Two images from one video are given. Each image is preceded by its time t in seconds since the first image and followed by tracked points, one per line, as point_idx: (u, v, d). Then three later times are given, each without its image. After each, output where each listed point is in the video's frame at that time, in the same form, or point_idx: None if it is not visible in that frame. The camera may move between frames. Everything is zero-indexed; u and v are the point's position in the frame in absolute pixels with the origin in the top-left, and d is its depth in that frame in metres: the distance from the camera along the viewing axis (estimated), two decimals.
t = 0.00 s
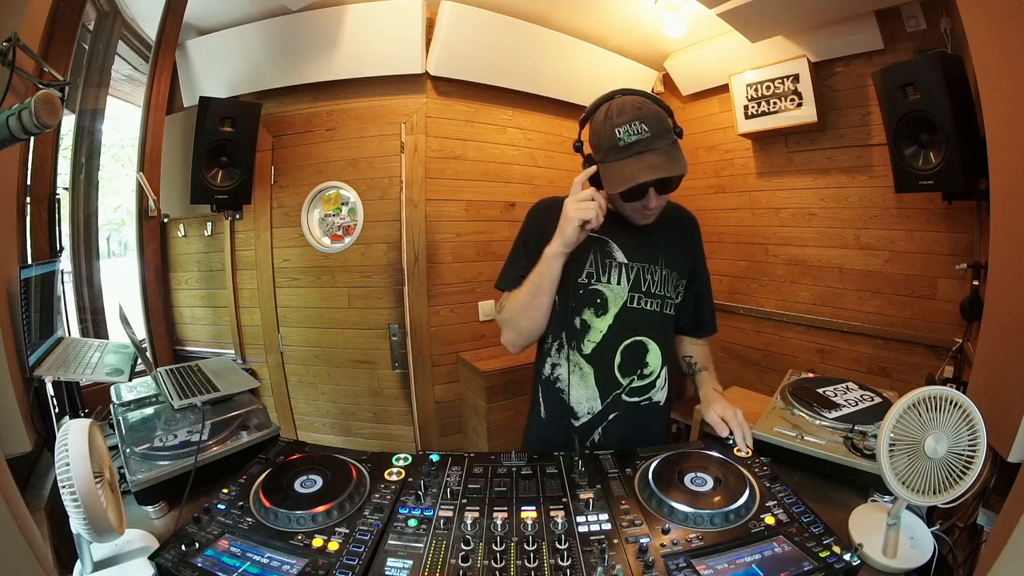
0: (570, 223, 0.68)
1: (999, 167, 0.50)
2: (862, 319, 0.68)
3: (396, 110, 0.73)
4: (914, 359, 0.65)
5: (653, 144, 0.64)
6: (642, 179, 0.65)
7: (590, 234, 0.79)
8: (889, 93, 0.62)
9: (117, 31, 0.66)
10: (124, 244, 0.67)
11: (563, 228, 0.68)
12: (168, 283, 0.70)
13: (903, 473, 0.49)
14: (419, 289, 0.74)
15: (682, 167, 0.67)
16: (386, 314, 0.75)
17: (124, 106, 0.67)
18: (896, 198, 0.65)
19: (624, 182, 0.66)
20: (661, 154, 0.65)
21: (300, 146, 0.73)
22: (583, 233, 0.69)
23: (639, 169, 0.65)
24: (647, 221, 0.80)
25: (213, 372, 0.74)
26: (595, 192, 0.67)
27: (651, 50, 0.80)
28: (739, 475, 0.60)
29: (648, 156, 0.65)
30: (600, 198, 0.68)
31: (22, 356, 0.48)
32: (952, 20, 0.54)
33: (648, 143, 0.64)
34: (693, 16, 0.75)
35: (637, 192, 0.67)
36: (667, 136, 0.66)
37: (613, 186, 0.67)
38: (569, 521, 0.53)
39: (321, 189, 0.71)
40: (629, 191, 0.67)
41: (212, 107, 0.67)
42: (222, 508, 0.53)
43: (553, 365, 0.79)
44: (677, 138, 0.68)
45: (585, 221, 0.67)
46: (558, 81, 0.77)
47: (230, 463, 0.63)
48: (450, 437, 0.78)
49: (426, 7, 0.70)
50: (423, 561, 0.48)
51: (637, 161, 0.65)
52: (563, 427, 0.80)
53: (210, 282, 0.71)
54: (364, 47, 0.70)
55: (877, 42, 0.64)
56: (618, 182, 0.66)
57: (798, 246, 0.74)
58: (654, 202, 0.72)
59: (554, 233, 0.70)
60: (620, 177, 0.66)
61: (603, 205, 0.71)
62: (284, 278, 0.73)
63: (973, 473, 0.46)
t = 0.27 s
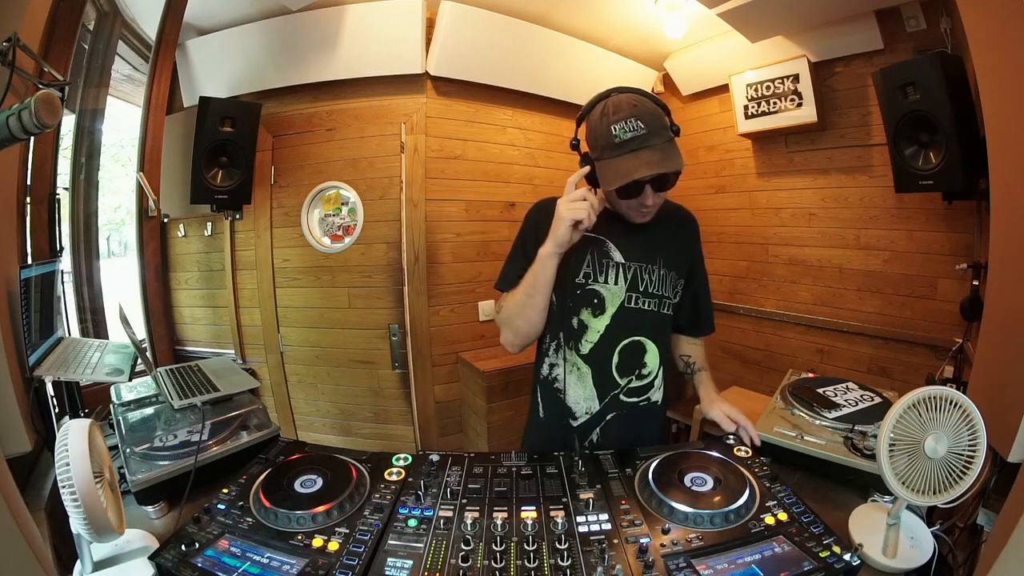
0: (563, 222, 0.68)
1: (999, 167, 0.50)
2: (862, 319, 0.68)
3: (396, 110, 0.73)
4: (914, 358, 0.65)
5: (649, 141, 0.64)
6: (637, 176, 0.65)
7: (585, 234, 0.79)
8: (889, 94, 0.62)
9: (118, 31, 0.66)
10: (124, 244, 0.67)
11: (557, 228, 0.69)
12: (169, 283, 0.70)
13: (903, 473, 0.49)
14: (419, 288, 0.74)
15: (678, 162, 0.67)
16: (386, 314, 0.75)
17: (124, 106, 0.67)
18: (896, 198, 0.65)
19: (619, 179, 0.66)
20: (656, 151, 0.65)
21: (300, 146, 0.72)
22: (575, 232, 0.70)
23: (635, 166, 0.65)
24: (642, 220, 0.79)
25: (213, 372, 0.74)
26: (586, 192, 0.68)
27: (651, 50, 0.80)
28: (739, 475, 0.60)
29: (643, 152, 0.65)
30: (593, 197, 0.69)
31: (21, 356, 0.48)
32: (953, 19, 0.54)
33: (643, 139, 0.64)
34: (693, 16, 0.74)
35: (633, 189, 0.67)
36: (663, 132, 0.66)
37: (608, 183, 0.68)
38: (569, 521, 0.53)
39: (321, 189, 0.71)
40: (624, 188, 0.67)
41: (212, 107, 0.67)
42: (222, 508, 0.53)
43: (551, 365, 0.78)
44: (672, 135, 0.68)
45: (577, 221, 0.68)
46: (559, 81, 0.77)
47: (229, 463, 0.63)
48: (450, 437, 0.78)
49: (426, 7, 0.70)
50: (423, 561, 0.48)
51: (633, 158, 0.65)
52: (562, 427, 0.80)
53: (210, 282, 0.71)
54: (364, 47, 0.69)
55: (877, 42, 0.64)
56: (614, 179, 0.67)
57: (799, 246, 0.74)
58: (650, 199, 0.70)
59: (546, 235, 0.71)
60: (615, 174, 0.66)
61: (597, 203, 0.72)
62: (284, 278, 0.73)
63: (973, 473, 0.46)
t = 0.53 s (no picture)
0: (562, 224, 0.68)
1: (999, 167, 0.50)
2: (861, 319, 0.68)
3: (396, 110, 0.73)
4: (914, 358, 0.65)
5: (648, 141, 0.64)
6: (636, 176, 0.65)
7: (584, 234, 0.79)
8: (889, 93, 0.62)
9: (117, 31, 0.66)
10: (124, 244, 0.67)
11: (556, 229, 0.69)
12: (169, 283, 0.70)
13: (903, 472, 0.49)
14: (419, 288, 0.74)
15: (678, 162, 0.67)
16: (386, 314, 0.75)
17: (124, 106, 0.67)
18: (896, 198, 0.65)
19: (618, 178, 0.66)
20: (655, 151, 0.65)
21: (300, 146, 0.72)
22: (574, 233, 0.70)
23: (633, 166, 0.65)
24: (642, 220, 0.79)
25: (213, 372, 0.74)
26: (586, 192, 0.68)
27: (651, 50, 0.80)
28: (739, 475, 0.60)
29: (642, 152, 0.65)
30: (592, 198, 0.69)
31: (21, 356, 0.48)
32: (953, 19, 0.54)
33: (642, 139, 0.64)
34: (693, 16, 0.74)
35: (632, 189, 0.67)
36: (663, 131, 0.66)
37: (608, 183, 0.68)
38: (569, 521, 0.53)
39: (321, 189, 0.71)
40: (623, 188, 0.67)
41: (212, 108, 0.67)
42: (222, 508, 0.53)
43: (551, 365, 0.78)
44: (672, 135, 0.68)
45: (576, 222, 0.68)
46: (559, 81, 0.77)
47: (230, 463, 0.63)
48: (450, 437, 0.78)
49: (426, 7, 0.70)
50: (423, 560, 0.48)
51: (633, 158, 0.65)
52: (561, 427, 0.80)
53: (210, 282, 0.71)
54: (364, 47, 0.69)
55: (877, 42, 0.64)
56: (613, 178, 0.67)
57: (799, 246, 0.74)
58: (650, 199, 0.70)
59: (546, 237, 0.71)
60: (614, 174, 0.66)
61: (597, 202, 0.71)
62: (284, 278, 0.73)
63: (973, 472, 0.46)
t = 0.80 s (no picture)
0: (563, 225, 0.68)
1: (999, 166, 0.50)
2: (861, 319, 0.68)
3: (396, 110, 0.73)
4: (914, 358, 0.65)
5: (649, 141, 0.64)
6: (637, 176, 0.65)
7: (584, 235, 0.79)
8: (889, 94, 0.62)
9: (117, 31, 0.66)
10: (124, 244, 0.67)
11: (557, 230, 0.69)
12: (169, 283, 0.70)
13: (903, 472, 0.49)
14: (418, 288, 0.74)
15: (679, 163, 0.67)
16: (386, 314, 0.75)
17: (124, 106, 0.67)
18: (896, 198, 0.65)
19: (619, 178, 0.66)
20: (657, 151, 0.65)
21: (300, 145, 0.72)
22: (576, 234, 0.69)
23: (634, 166, 0.65)
24: (642, 220, 0.79)
25: (213, 372, 0.74)
26: (586, 193, 0.68)
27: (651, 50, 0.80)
28: (739, 475, 0.60)
29: (643, 152, 0.65)
30: (593, 198, 0.69)
31: (22, 356, 0.48)
32: (953, 19, 0.55)
33: (644, 139, 0.64)
34: (693, 16, 0.74)
35: (632, 189, 0.67)
36: (665, 130, 0.65)
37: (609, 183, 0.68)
38: (569, 521, 0.53)
39: (321, 189, 0.71)
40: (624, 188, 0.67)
41: (212, 107, 0.67)
42: (222, 508, 0.53)
43: (552, 365, 0.78)
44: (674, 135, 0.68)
45: (577, 223, 0.68)
46: (559, 81, 0.77)
47: (229, 464, 0.63)
48: (450, 437, 0.78)
49: (426, 7, 0.70)
50: (423, 561, 0.48)
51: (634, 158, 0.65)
52: (562, 428, 0.80)
53: (210, 282, 0.71)
54: (364, 47, 0.70)
55: (877, 41, 0.64)
56: (614, 179, 0.67)
57: (799, 246, 0.74)
58: (653, 199, 0.71)
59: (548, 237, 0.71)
60: (614, 174, 0.66)
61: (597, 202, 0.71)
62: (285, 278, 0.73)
63: (973, 472, 0.46)
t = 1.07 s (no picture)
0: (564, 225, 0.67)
1: (999, 166, 0.50)
2: (861, 319, 0.68)
3: (396, 110, 0.73)
4: (914, 358, 0.65)
5: (650, 141, 0.64)
6: (637, 175, 0.65)
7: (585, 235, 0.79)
8: (889, 93, 0.62)
9: (117, 31, 0.66)
10: (124, 244, 0.67)
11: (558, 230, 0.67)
12: (169, 283, 0.70)
13: (903, 472, 0.49)
14: (418, 288, 0.74)
15: (679, 163, 0.66)
16: (386, 314, 0.75)
17: (124, 106, 0.67)
18: (896, 198, 0.65)
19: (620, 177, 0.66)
20: (657, 151, 0.65)
21: (300, 145, 0.73)
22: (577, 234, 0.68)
23: (635, 165, 0.65)
24: (642, 220, 0.79)
25: (213, 372, 0.74)
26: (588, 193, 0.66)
27: (651, 50, 0.80)
28: (739, 475, 0.60)
29: (643, 152, 0.65)
30: (593, 198, 0.67)
31: (21, 356, 0.47)
32: (952, 20, 0.54)
33: (644, 139, 0.64)
34: (693, 16, 0.75)
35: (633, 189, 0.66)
36: (666, 129, 0.65)
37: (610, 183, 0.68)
38: (569, 521, 0.53)
39: (321, 189, 0.71)
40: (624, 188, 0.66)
41: (212, 107, 0.67)
42: (222, 507, 0.53)
43: (553, 365, 0.79)
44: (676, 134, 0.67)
45: (579, 223, 0.66)
46: (558, 81, 0.77)
47: (229, 463, 0.63)
48: (450, 437, 0.78)
49: (426, 7, 0.70)
50: (423, 561, 0.48)
51: (634, 158, 0.65)
52: (563, 428, 0.79)
53: (210, 282, 0.71)
54: (364, 47, 0.70)
55: (877, 41, 0.64)
56: (615, 179, 0.66)
57: (799, 246, 0.74)
58: (652, 199, 0.71)
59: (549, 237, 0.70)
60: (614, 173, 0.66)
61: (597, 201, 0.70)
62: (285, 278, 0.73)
63: (973, 473, 0.46)
